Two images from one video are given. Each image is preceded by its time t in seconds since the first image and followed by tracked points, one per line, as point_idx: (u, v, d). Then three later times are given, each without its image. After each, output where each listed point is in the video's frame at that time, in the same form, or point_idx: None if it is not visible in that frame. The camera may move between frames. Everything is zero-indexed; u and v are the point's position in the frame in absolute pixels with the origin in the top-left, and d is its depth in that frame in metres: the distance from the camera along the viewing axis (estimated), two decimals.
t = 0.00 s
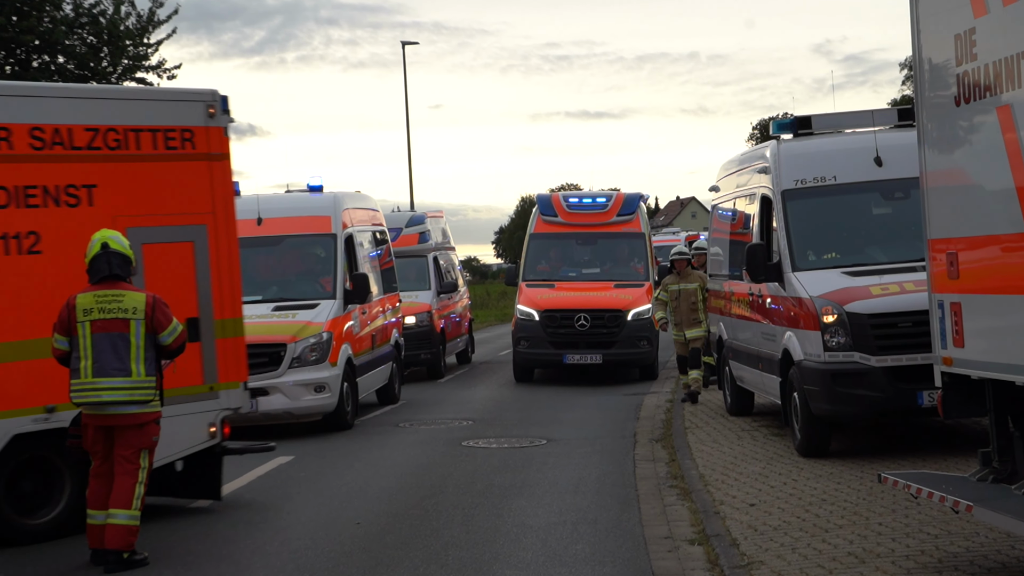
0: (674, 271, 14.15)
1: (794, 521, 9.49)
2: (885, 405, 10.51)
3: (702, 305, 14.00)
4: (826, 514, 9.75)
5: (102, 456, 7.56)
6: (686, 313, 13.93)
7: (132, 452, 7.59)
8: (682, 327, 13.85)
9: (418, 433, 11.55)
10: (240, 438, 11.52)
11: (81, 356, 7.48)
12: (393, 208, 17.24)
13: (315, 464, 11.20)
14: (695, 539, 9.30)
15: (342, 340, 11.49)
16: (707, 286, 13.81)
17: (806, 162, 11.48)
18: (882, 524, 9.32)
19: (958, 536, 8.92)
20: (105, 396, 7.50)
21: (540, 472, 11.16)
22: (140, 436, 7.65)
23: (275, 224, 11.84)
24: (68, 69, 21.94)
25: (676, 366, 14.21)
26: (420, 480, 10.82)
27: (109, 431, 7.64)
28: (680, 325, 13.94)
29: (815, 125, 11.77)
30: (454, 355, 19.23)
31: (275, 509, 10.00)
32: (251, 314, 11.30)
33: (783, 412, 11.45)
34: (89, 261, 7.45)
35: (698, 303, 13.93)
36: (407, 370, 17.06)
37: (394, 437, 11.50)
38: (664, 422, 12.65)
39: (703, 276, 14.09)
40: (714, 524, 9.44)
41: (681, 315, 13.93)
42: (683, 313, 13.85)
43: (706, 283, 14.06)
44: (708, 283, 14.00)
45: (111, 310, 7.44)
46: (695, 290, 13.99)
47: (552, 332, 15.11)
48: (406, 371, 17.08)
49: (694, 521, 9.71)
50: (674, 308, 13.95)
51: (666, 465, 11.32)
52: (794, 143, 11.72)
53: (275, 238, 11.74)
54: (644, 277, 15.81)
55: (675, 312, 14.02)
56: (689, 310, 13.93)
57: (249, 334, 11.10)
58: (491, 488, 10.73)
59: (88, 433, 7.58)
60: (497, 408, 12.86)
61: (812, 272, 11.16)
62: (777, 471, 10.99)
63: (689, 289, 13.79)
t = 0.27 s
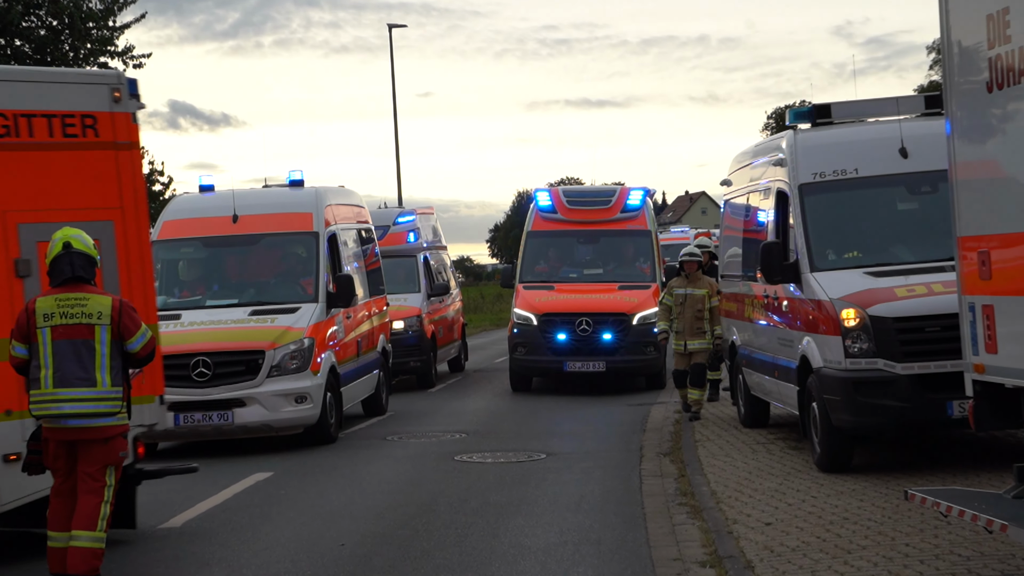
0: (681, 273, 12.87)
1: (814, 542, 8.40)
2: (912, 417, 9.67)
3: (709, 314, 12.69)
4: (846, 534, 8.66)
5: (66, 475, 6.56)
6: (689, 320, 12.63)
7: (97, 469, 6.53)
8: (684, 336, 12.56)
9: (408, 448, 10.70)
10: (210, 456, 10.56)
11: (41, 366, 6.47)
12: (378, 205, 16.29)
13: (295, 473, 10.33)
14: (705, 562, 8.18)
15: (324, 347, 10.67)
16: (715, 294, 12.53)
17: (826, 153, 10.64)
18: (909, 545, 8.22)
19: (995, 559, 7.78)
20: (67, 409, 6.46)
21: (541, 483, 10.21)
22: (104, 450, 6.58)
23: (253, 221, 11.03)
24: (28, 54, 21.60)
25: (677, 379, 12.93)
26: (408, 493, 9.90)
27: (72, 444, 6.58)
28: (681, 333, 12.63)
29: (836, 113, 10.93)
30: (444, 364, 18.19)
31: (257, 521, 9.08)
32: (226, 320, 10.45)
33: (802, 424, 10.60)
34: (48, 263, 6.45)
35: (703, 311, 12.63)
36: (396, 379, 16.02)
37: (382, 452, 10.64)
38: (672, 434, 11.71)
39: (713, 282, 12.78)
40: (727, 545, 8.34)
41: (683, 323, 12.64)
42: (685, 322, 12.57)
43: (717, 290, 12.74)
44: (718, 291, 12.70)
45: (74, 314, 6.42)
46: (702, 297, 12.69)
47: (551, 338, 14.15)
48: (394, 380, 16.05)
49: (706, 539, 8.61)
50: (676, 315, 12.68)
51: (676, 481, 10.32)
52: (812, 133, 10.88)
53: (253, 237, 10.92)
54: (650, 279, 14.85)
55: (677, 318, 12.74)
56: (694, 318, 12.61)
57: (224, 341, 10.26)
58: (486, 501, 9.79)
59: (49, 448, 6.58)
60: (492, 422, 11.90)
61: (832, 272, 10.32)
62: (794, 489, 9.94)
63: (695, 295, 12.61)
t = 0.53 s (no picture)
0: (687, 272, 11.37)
1: (837, 560, 7.47)
2: (941, 426, 8.96)
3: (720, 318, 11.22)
4: (869, 551, 7.75)
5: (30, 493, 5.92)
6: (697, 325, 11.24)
7: (65, 484, 5.84)
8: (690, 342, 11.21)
9: (401, 460, 10.04)
10: (189, 471, 9.86)
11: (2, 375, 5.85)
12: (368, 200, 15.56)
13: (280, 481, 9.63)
14: None
15: (310, 352, 9.97)
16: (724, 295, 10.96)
17: (847, 143, 9.94)
18: (939, 564, 7.32)
19: None
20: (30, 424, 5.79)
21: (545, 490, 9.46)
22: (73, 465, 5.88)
23: (234, 218, 10.34)
24: None
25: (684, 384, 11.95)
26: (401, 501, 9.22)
27: (38, 458, 5.91)
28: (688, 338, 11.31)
29: (858, 101, 10.23)
30: (440, 369, 17.46)
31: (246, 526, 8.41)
32: (205, 323, 9.76)
33: (823, 434, 9.92)
34: (12, 265, 5.89)
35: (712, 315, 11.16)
36: (388, 386, 15.29)
37: (373, 463, 9.97)
38: (683, 445, 10.93)
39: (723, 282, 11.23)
40: (743, 563, 7.39)
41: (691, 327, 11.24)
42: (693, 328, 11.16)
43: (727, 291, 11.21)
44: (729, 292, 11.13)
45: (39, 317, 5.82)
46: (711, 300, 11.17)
47: (553, 342, 13.44)
48: (387, 387, 15.33)
49: (719, 559, 7.56)
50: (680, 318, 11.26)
51: (686, 495, 9.42)
52: (833, 122, 10.18)
53: (235, 234, 10.23)
54: (658, 279, 14.14)
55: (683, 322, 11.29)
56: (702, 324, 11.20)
57: (203, 345, 9.56)
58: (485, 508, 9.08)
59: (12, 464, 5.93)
60: (491, 432, 11.20)
61: (855, 271, 9.60)
62: (813, 505, 9.04)
63: (703, 297, 10.88)
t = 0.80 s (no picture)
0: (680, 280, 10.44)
1: None
2: (955, 440, 8.53)
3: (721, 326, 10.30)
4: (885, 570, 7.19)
5: None
6: (699, 335, 10.29)
7: (36, 501, 5.28)
8: (693, 354, 10.27)
9: (390, 475, 9.62)
10: (168, 486, 9.41)
11: None
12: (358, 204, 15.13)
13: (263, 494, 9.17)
14: None
15: (296, 361, 9.53)
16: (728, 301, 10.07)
17: (857, 143, 9.52)
18: None
19: None
20: None
21: (541, 504, 8.97)
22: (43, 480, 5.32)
23: (216, 221, 9.91)
24: None
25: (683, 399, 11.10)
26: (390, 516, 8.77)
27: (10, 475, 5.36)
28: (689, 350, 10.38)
29: (869, 99, 9.82)
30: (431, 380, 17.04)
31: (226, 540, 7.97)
32: (186, 332, 9.31)
33: (832, 448, 9.50)
34: None
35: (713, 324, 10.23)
36: (377, 398, 14.82)
37: (362, 477, 9.55)
38: (687, 459, 10.47)
39: (722, 286, 10.31)
40: None
41: (692, 338, 10.30)
42: (694, 338, 10.27)
43: (727, 295, 10.32)
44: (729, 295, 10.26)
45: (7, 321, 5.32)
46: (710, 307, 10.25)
47: (549, 352, 13.00)
48: (375, 399, 14.87)
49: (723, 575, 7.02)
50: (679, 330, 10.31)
51: (689, 512, 8.91)
52: (843, 121, 9.76)
53: (217, 239, 9.80)
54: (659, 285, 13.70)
55: (683, 334, 10.35)
56: (704, 333, 10.27)
57: (183, 355, 9.11)
58: (479, 522, 8.51)
59: None
60: (485, 445, 10.76)
61: (865, 278, 9.14)
62: (822, 523, 8.52)
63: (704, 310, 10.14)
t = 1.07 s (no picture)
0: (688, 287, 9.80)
1: None
2: (971, 450, 8.18)
3: (728, 341, 9.60)
4: None
5: None
6: (701, 350, 9.60)
7: (16, 512, 4.88)
8: (694, 369, 9.60)
9: (384, 485, 9.27)
10: (153, 497, 9.07)
11: None
12: (351, 205, 14.78)
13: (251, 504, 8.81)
14: None
15: (286, 368, 9.18)
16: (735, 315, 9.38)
17: (868, 142, 9.18)
18: None
19: None
20: None
21: (540, 516, 8.60)
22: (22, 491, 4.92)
23: (204, 222, 9.58)
24: None
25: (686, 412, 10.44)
26: (382, 528, 8.40)
27: None
28: (691, 365, 9.72)
29: (881, 96, 9.48)
30: (427, 388, 16.66)
31: (213, 551, 7.63)
32: (172, 337, 8.98)
33: (842, 459, 9.14)
34: None
35: (718, 338, 9.54)
36: (370, 405, 14.47)
37: (355, 488, 9.19)
38: (692, 470, 10.10)
39: (733, 299, 9.59)
40: None
41: (694, 352, 9.62)
42: (696, 352, 9.58)
43: (737, 309, 9.60)
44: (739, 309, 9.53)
45: None
46: (717, 320, 9.56)
47: (547, 359, 12.66)
48: (368, 407, 14.52)
49: None
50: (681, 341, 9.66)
51: (694, 525, 8.52)
52: (854, 118, 9.42)
53: (204, 241, 9.47)
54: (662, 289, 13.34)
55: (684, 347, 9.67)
56: (707, 347, 9.58)
57: (169, 361, 8.77)
58: (475, 534, 8.13)
59: None
60: (482, 455, 10.41)
61: (877, 282, 8.77)
62: (832, 536, 8.13)
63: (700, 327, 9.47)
